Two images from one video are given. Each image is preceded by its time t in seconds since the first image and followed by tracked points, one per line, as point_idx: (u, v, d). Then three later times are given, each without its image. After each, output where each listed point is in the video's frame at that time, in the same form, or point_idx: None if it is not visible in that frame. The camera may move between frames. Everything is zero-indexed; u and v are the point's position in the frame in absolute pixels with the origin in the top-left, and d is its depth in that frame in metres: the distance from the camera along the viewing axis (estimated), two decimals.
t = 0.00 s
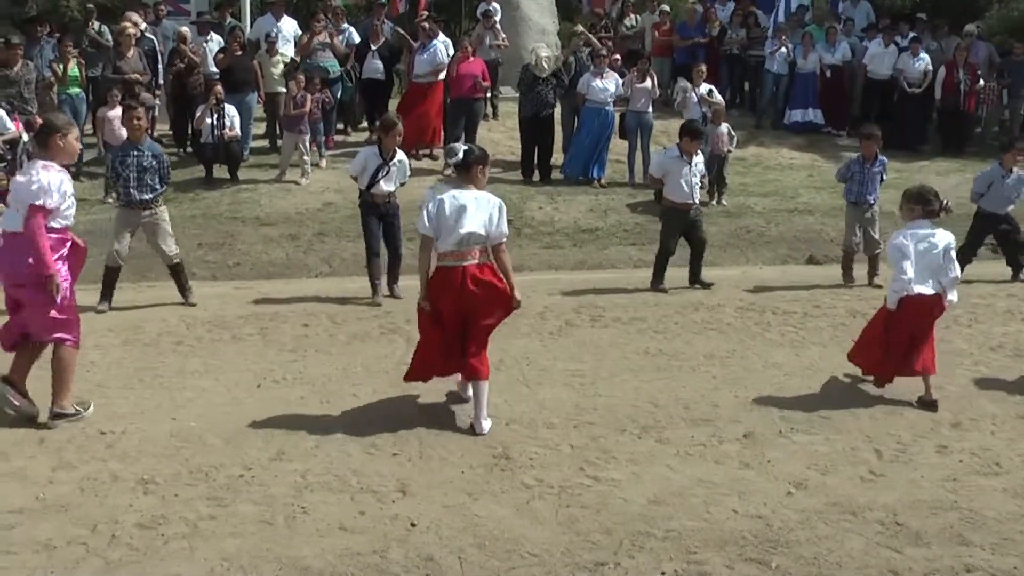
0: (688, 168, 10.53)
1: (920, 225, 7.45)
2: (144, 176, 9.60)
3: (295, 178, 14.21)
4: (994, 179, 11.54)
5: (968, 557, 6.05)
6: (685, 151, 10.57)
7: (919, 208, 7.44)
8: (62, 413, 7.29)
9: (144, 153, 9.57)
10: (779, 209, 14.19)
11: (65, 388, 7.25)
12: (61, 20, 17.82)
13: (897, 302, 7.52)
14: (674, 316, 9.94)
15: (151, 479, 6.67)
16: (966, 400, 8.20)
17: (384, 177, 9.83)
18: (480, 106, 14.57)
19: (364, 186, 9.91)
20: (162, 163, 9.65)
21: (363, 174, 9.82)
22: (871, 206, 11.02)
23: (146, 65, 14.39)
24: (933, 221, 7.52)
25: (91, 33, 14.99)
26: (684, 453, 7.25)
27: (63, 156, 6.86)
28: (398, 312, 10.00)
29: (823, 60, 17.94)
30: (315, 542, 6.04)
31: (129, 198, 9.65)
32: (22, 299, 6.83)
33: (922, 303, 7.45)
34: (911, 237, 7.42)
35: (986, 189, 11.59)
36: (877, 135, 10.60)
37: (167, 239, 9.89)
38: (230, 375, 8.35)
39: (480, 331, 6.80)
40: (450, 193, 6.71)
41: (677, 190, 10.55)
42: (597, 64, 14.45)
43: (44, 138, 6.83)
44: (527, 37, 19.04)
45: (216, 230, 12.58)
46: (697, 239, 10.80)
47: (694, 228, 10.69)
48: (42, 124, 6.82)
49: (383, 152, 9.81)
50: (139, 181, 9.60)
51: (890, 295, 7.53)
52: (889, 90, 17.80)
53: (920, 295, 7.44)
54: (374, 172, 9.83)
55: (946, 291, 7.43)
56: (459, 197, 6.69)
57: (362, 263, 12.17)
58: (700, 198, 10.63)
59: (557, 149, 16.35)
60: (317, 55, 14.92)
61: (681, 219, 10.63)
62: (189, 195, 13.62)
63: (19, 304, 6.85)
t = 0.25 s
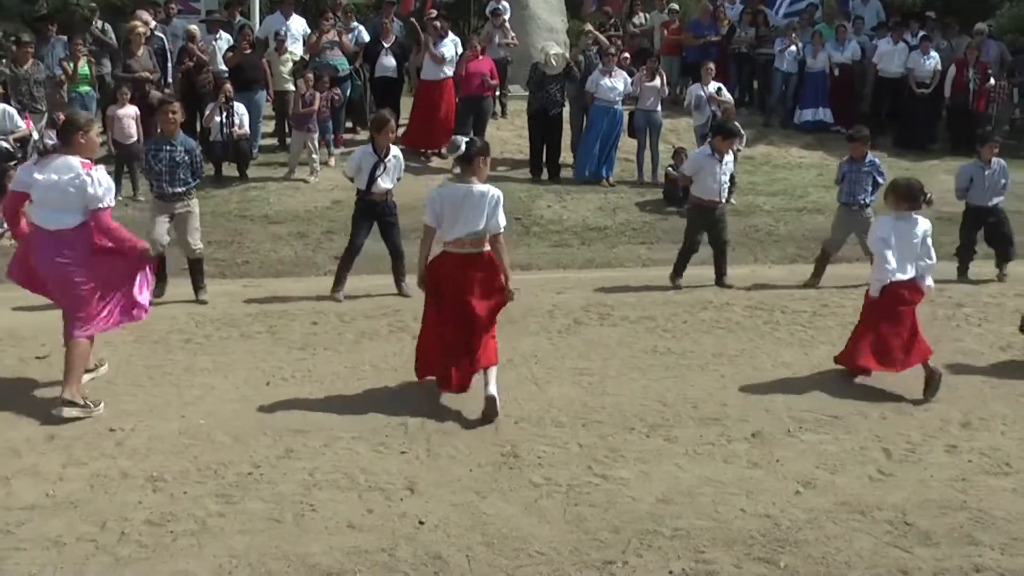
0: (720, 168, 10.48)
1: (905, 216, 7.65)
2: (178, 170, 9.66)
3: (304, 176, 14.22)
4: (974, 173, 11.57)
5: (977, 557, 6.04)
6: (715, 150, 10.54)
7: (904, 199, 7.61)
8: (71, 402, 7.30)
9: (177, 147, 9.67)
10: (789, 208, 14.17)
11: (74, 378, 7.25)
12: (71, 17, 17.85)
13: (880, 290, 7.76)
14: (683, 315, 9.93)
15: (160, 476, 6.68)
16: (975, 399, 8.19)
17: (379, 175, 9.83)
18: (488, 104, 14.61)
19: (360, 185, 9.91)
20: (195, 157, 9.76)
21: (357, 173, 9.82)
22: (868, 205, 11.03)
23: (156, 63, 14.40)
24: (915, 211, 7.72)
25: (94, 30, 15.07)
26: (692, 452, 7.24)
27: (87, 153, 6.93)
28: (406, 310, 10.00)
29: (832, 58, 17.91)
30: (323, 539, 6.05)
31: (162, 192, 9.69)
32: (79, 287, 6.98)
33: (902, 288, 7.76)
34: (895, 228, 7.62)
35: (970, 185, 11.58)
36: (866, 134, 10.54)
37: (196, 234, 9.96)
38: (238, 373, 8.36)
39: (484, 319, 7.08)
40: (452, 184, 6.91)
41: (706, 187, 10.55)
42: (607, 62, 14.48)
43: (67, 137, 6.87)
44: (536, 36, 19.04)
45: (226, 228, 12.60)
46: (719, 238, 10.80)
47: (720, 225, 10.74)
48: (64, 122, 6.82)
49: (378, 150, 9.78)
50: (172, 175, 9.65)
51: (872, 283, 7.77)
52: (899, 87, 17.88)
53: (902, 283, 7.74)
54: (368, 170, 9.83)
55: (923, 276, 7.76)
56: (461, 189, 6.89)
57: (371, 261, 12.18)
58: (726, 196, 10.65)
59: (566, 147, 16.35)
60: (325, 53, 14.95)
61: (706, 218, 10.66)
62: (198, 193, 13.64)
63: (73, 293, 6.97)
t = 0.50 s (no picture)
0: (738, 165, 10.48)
1: (901, 200, 7.93)
2: (196, 169, 9.69)
3: (314, 176, 14.24)
4: (973, 177, 11.50)
5: (988, 558, 6.03)
6: (733, 148, 10.53)
7: (903, 183, 7.88)
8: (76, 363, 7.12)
9: (194, 147, 9.64)
10: (799, 208, 14.15)
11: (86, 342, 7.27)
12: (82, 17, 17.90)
13: (874, 270, 8.01)
14: (693, 315, 9.92)
15: (170, 475, 6.69)
16: (986, 399, 8.17)
17: (366, 173, 9.85)
18: (498, 104, 14.55)
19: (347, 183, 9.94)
20: (214, 155, 9.73)
21: (345, 172, 9.85)
22: (859, 204, 11.04)
23: (167, 63, 14.43)
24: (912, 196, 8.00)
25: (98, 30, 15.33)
26: (702, 452, 7.24)
27: (98, 134, 7.06)
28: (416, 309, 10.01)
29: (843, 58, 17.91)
30: (333, 538, 6.05)
31: (182, 190, 9.75)
32: (98, 262, 7.13)
33: (897, 270, 8.00)
34: (891, 210, 7.91)
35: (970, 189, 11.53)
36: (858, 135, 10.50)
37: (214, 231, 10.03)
38: (248, 372, 8.37)
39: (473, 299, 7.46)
40: (459, 166, 7.28)
41: (724, 185, 10.52)
42: (616, 61, 14.45)
43: (78, 120, 7.02)
44: (545, 35, 19.03)
45: (236, 227, 12.62)
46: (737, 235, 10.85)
47: (737, 223, 10.75)
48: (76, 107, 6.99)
49: (364, 147, 9.81)
50: (191, 173, 9.69)
51: (866, 263, 8.01)
52: (910, 87, 17.85)
53: (897, 265, 7.98)
54: (355, 167, 9.84)
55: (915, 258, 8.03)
56: (468, 171, 7.27)
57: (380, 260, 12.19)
58: (744, 195, 10.64)
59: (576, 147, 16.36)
60: (336, 53, 14.86)
61: (725, 215, 10.66)
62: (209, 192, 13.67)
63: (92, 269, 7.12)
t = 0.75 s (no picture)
0: (747, 165, 10.40)
1: (907, 198, 7.87)
2: (205, 172, 9.68)
3: (323, 175, 14.23)
4: (983, 176, 11.49)
5: (998, 559, 6.01)
6: (744, 147, 10.45)
7: (908, 181, 7.83)
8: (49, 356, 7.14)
9: (205, 148, 9.71)
10: (808, 208, 14.13)
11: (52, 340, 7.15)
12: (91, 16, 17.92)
13: (884, 270, 7.88)
14: (701, 314, 9.91)
15: (179, 474, 6.70)
16: (996, 400, 8.14)
17: (369, 175, 9.85)
18: (506, 104, 14.55)
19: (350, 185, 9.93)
20: (223, 159, 9.78)
21: (349, 174, 9.84)
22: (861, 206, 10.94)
23: (176, 63, 14.48)
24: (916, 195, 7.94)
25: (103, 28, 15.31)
26: (711, 451, 7.23)
27: (105, 138, 7.19)
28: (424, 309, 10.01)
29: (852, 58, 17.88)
30: (342, 537, 6.05)
31: (189, 193, 9.69)
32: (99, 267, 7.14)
33: (906, 270, 7.89)
34: (898, 207, 7.83)
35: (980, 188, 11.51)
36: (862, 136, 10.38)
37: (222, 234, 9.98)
38: (257, 371, 8.38)
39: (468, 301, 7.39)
40: (465, 175, 7.10)
41: (735, 184, 10.48)
42: (625, 61, 14.45)
43: (88, 121, 7.12)
44: (554, 35, 19.02)
45: (246, 227, 12.64)
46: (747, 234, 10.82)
47: (745, 221, 10.74)
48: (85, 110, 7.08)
49: (364, 149, 9.80)
50: (199, 175, 9.66)
51: (876, 262, 7.86)
52: (920, 88, 17.79)
53: (906, 264, 7.86)
54: (358, 169, 9.83)
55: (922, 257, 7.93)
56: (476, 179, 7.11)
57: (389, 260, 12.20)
58: (754, 195, 10.56)
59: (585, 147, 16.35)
60: (345, 52, 14.89)
61: (735, 213, 10.63)
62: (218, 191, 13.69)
63: (96, 271, 7.13)
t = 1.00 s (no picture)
0: (763, 164, 10.41)
1: (921, 215, 7.70)
2: (212, 174, 9.77)
3: (343, 173, 14.28)
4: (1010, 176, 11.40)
5: (1019, 561, 5.98)
6: (758, 147, 10.47)
7: (921, 198, 7.68)
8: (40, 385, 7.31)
9: (211, 150, 9.72)
10: (828, 207, 14.09)
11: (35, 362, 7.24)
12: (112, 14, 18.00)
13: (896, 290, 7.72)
14: (721, 314, 9.89)
15: (199, 471, 6.73)
16: (1018, 401, 8.10)
17: (394, 175, 9.90)
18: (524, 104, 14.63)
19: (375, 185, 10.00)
20: (230, 160, 9.81)
21: (374, 173, 9.92)
22: (883, 205, 10.87)
23: (196, 62, 14.48)
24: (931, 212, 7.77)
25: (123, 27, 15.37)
26: (729, 451, 7.22)
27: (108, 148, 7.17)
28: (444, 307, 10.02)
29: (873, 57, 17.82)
30: (361, 535, 6.07)
31: (197, 194, 9.82)
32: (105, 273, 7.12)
33: (918, 289, 7.74)
34: (911, 225, 7.66)
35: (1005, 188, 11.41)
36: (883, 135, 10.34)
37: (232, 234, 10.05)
38: (277, 369, 8.41)
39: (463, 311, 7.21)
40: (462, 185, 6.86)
41: (751, 183, 10.49)
42: (644, 60, 14.48)
43: (93, 131, 7.09)
44: (574, 33, 19.01)
45: (266, 225, 12.68)
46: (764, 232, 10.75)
47: (761, 222, 10.69)
48: (89, 120, 7.04)
49: (390, 148, 9.85)
50: (206, 177, 9.76)
51: (889, 283, 7.72)
52: (944, 88, 17.66)
53: (918, 284, 7.71)
54: (383, 169, 9.90)
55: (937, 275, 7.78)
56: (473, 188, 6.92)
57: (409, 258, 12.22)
58: (770, 194, 10.57)
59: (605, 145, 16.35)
60: (365, 50, 14.97)
61: (751, 212, 10.62)
62: (239, 189, 13.74)
63: (100, 283, 7.10)
